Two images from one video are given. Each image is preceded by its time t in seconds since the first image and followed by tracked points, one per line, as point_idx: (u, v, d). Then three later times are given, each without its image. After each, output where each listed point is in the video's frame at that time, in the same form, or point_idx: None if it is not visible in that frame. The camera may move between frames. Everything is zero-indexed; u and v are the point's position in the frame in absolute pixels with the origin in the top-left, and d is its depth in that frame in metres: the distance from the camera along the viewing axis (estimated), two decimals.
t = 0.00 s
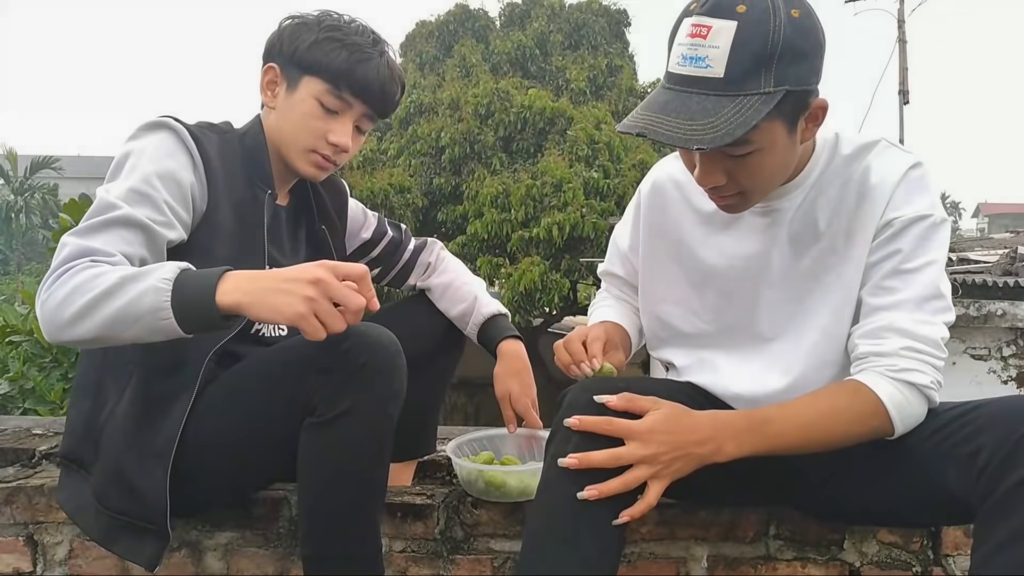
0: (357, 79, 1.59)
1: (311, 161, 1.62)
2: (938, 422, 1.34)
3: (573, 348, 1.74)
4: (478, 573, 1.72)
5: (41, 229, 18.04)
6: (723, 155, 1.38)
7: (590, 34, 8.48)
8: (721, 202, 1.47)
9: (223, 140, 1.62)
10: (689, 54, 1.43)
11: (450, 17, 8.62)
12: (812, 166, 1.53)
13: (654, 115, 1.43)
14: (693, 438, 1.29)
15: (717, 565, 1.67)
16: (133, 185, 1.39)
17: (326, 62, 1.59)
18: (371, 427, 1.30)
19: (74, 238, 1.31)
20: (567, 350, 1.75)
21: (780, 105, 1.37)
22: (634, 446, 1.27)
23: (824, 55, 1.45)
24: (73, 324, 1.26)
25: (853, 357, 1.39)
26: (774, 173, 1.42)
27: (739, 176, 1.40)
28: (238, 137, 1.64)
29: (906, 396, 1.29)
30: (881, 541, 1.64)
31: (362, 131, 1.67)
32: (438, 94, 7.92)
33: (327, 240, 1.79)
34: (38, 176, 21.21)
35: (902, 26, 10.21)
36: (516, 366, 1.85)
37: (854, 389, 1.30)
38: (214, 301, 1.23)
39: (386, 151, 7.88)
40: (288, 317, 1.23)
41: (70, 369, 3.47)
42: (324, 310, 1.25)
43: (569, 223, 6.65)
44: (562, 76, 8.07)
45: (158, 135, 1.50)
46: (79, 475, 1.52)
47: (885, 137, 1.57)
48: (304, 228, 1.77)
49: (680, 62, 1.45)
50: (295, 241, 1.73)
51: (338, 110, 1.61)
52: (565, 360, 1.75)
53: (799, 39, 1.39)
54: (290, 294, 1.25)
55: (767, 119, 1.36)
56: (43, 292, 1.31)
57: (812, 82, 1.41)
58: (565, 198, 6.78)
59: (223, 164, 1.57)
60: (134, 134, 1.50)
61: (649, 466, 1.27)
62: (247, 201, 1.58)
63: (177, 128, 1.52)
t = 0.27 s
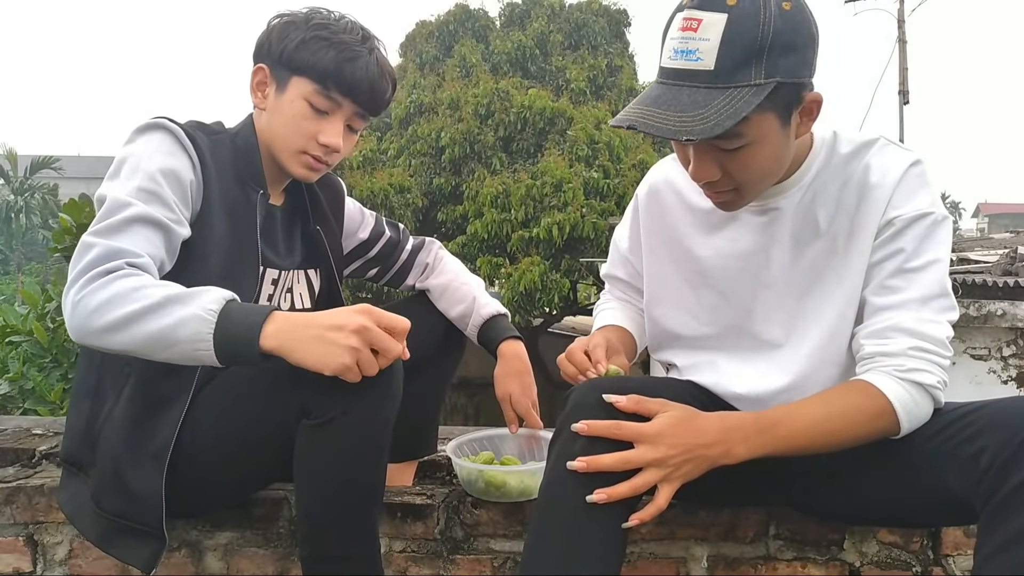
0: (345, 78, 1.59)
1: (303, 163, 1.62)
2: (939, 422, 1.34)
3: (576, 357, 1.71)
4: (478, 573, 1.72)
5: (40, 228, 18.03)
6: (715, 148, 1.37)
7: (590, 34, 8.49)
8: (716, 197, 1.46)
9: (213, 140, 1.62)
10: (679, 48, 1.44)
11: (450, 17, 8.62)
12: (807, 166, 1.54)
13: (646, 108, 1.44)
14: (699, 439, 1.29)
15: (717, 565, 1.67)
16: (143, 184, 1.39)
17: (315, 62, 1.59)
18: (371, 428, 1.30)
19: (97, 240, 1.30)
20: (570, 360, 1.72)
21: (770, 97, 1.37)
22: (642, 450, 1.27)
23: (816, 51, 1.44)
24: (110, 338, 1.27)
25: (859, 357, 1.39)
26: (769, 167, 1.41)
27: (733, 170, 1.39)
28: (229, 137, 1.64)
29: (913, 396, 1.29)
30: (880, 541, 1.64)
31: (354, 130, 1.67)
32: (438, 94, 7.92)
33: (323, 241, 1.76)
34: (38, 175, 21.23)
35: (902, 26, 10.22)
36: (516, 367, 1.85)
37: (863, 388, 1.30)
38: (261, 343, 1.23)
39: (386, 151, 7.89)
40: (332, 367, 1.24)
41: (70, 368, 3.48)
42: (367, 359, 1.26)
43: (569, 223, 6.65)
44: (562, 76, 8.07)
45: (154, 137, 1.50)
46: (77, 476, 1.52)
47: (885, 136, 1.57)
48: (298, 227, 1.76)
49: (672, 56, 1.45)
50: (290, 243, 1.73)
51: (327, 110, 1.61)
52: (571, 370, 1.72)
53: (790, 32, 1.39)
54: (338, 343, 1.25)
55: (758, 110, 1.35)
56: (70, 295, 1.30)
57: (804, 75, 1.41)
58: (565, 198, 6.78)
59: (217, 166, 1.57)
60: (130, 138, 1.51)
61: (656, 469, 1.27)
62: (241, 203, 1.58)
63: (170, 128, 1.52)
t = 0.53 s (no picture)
0: (352, 80, 1.59)
1: (307, 165, 1.62)
2: (939, 421, 1.34)
3: (574, 362, 1.71)
4: (478, 573, 1.72)
5: (40, 228, 18.03)
6: (695, 134, 1.38)
7: (591, 34, 8.49)
8: (703, 188, 1.46)
9: (212, 142, 1.62)
10: (657, 36, 1.48)
11: (450, 17, 8.63)
12: (796, 160, 1.54)
13: (626, 92, 1.48)
14: (702, 437, 1.29)
15: (717, 565, 1.67)
16: (124, 197, 1.39)
17: (321, 64, 1.59)
18: (375, 428, 1.29)
19: (65, 257, 1.31)
20: (570, 366, 1.72)
21: (745, 78, 1.37)
22: (646, 450, 1.26)
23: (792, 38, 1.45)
24: (67, 348, 1.28)
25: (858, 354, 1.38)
26: (752, 151, 1.41)
27: (716, 156, 1.39)
28: (229, 137, 1.65)
29: (915, 392, 1.29)
30: (881, 541, 1.64)
31: (358, 132, 1.67)
32: (438, 94, 7.92)
33: (323, 241, 1.76)
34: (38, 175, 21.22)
35: (901, 27, 10.22)
36: (517, 367, 1.85)
37: (864, 384, 1.30)
38: (217, 352, 1.23)
39: (386, 151, 7.89)
40: (286, 369, 1.24)
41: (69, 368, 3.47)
42: (321, 361, 1.26)
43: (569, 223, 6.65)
44: (562, 76, 8.07)
45: (144, 140, 1.49)
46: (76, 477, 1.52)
47: (873, 134, 1.58)
48: (300, 227, 1.76)
49: (651, 45, 1.50)
50: (290, 243, 1.73)
51: (332, 112, 1.60)
52: (572, 377, 1.71)
53: (763, 17, 1.41)
54: (291, 346, 1.25)
55: (732, 90, 1.36)
56: (35, 312, 1.31)
57: (780, 60, 1.41)
58: (565, 198, 6.78)
59: (216, 168, 1.57)
60: (122, 142, 1.51)
61: (663, 469, 1.27)
62: (241, 205, 1.58)
63: (161, 131, 1.51)
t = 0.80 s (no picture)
0: (344, 82, 1.58)
1: (304, 168, 1.62)
2: (937, 420, 1.34)
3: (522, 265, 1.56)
4: (478, 573, 1.72)
5: (40, 228, 18.02)
6: (688, 101, 1.41)
7: (590, 34, 8.49)
8: (690, 163, 1.48)
9: (209, 143, 1.62)
10: (669, 5, 1.54)
11: (450, 17, 8.62)
12: (794, 157, 1.55)
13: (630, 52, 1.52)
14: (692, 435, 1.29)
15: (717, 565, 1.67)
16: (135, 196, 1.39)
17: (312, 67, 1.58)
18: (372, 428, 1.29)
19: (88, 258, 1.30)
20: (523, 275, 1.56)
21: (741, 50, 1.40)
22: (634, 446, 1.27)
23: (794, 27, 1.48)
24: (104, 353, 1.28)
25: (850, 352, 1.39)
26: (742, 130, 1.42)
27: (706, 127, 1.41)
28: (225, 139, 1.65)
29: (904, 389, 1.29)
30: (880, 541, 1.64)
31: (354, 133, 1.68)
32: (438, 94, 7.92)
33: (321, 243, 1.76)
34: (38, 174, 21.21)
35: (902, 27, 10.23)
36: (515, 367, 1.85)
37: (852, 380, 1.31)
38: (252, 352, 1.24)
39: (386, 151, 7.89)
40: (322, 380, 1.22)
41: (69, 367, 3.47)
42: (358, 377, 1.24)
43: (569, 223, 6.65)
44: (562, 76, 8.08)
45: (148, 142, 1.49)
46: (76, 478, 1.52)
47: (871, 133, 1.58)
48: (297, 227, 1.77)
49: (663, 13, 1.55)
50: (288, 244, 1.73)
51: (326, 115, 1.60)
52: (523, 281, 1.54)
53: None
54: (331, 355, 1.24)
55: (725, 58, 1.39)
56: (64, 315, 1.31)
57: (780, 45, 1.44)
58: (564, 198, 6.77)
59: (210, 168, 1.57)
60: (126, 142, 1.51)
61: (651, 465, 1.27)
62: (236, 206, 1.58)
63: (165, 131, 1.52)
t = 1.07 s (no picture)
0: (362, 88, 1.61)
1: (315, 171, 1.64)
2: (937, 419, 1.34)
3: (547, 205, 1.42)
4: (478, 573, 1.72)
5: (41, 229, 18.01)
6: (714, 80, 1.41)
7: (590, 35, 8.49)
8: (707, 143, 1.46)
9: (208, 144, 1.62)
10: None
11: (450, 18, 8.63)
12: (799, 157, 1.56)
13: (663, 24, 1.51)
14: (693, 434, 1.30)
15: (717, 565, 1.67)
16: (132, 192, 1.39)
17: (328, 72, 1.60)
18: (371, 430, 1.29)
19: (88, 252, 1.30)
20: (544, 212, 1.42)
21: (773, 26, 1.41)
22: (635, 446, 1.28)
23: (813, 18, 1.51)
24: (102, 346, 1.28)
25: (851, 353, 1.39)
26: (767, 108, 1.42)
27: (732, 105, 1.40)
28: (225, 140, 1.66)
29: (903, 390, 1.29)
30: (880, 541, 1.65)
31: (362, 135, 1.70)
32: (438, 94, 7.93)
33: (322, 243, 1.76)
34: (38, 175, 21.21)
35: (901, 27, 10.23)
36: (517, 367, 1.85)
37: (851, 381, 1.31)
38: (262, 341, 1.24)
39: (386, 151, 7.89)
40: (334, 368, 1.24)
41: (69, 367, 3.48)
42: (372, 365, 1.26)
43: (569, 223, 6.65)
44: (562, 77, 8.08)
45: (146, 141, 1.50)
46: (74, 479, 1.52)
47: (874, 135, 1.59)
48: (298, 227, 1.77)
49: None
50: (288, 244, 1.73)
51: (340, 119, 1.62)
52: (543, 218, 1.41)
53: None
54: (344, 343, 1.26)
55: (761, 33, 1.40)
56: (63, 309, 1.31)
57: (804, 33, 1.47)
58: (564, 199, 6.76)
59: (211, 170, 1.57)
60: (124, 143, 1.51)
61: (651, 466, 1.28)
62: (236, 207, 1.58)
63: (163, 130, 1.52)
